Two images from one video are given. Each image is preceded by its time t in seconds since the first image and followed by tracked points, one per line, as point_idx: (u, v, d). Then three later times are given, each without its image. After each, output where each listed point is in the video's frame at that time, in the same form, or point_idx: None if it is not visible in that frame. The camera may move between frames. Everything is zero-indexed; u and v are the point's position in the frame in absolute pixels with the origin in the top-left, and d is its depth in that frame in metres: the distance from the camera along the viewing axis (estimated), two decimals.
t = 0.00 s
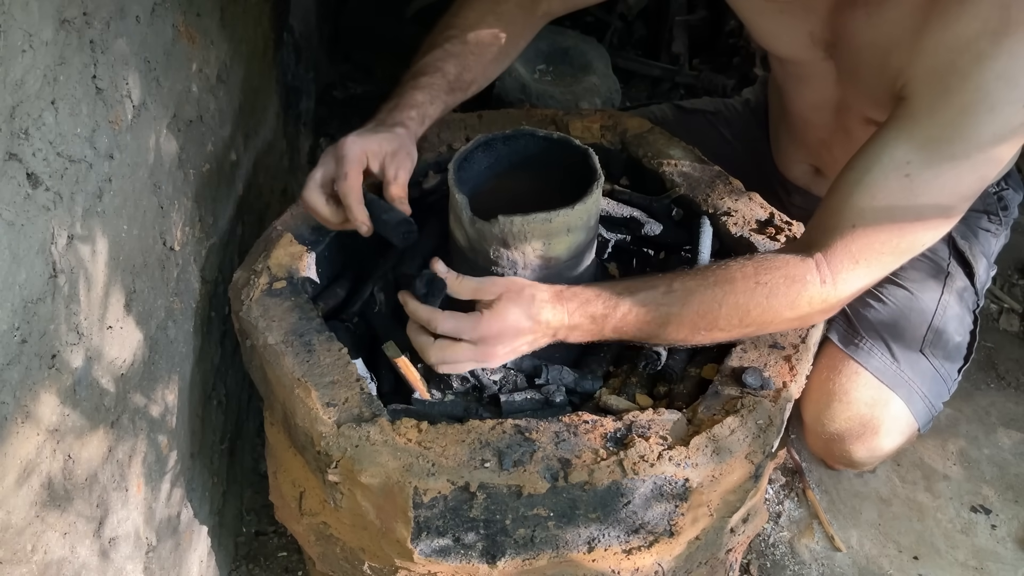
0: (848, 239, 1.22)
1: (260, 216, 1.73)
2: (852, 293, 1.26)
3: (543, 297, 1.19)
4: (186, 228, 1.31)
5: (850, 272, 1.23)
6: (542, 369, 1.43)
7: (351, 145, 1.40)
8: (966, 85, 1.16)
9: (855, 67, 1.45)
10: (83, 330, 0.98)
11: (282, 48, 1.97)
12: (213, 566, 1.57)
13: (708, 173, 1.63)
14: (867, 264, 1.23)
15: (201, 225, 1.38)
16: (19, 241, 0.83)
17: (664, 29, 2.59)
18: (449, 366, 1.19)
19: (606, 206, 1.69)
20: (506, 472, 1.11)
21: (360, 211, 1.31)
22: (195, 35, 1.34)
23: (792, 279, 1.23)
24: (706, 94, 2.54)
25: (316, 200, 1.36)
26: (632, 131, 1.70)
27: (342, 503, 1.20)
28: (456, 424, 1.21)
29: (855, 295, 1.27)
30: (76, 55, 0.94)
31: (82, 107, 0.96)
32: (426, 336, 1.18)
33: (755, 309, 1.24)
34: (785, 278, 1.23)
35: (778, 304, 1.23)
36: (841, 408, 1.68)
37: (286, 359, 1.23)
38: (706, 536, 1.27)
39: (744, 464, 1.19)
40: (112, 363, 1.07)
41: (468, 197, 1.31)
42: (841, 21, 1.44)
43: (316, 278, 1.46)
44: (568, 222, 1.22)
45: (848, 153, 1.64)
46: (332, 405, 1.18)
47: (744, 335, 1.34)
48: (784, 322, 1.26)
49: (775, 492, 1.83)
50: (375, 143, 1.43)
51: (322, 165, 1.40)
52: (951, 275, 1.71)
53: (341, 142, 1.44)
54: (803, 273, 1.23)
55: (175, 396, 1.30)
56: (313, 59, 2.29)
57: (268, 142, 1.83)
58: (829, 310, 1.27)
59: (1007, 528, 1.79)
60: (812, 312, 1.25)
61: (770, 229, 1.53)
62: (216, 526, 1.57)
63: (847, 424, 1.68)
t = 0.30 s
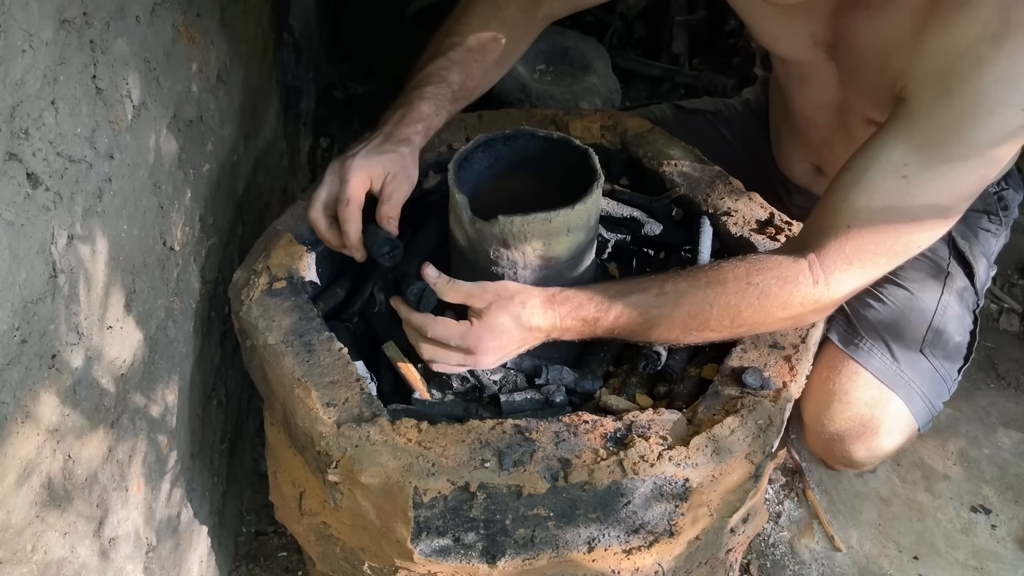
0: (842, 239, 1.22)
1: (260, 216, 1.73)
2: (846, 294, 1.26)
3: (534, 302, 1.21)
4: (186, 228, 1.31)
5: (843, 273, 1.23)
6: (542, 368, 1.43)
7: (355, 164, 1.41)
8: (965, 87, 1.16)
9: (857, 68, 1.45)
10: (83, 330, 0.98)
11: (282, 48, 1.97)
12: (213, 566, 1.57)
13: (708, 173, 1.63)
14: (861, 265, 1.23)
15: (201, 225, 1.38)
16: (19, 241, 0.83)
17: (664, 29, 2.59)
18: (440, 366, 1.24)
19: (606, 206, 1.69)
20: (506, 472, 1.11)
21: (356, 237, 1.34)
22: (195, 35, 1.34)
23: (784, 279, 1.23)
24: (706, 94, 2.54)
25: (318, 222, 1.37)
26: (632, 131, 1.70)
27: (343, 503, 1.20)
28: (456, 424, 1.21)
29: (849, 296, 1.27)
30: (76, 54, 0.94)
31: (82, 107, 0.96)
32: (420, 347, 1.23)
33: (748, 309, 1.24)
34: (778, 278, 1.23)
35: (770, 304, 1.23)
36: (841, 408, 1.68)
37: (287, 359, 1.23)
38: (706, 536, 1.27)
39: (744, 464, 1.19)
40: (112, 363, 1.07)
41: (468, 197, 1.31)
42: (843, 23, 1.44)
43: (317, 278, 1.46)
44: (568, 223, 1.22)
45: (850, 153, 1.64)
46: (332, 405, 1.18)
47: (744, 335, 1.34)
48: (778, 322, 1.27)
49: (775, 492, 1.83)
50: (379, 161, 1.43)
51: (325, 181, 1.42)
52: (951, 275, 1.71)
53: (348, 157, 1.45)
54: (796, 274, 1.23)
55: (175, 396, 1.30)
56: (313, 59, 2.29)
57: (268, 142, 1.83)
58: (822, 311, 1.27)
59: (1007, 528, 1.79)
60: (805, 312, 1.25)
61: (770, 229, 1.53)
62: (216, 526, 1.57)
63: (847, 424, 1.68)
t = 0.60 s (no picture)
0: (841, 240, 1.22)
1: (260, 216, 1.73)
2: (845, 295, 1.26)
3: (534, 305, 1.21)
4: (186, 228, 1.31)
5: (843, 273, 1.23)
6: (542, 369, 1.43)
7: (360, 169, 1.41)
8: (965, 88, 1.16)
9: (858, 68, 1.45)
10: (83, 330, 0.98)
11: (282, 48, 1.97)
12: (213, 566, 1.57)
13: (708, 173, 1.63)
14: (860, 266, 1.23)
15: (201, 225, 1.38)
16: (19, 241, 0.83)
17: (664, 29, 2.59)
18: (440, 371, 1.25)
19: (606, 206, 1.69)
20: (506, 472, 1.11)
21: (360, 245, 1.34)
22: (195, 35, 1.34)
23: (783, 280, 1.23)
24: (706, 94, 2.53)
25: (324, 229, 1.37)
26: (632, 131, 1.70)
27: (343, 503, 1.20)
28: (456, 424, 1.21)
29: (848, 296, 1.27)
30: (75, 54, 0.94)
31: (82, 107, 0.96)
32: (420, 351, 1.23)
33: (748, 310, 1.24)
34: (778, 279, 1.23)
35: (770, 305, 1.23)
36: (841, 408, 1.68)
37: (286, 359, 1.23)
38: (706, 536, 1.27)
39: (744, 464, 1.19)
40: (112, 363, 1.07)
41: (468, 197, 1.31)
42: (843, 23, 1.44)
43: (317, 278, 1.46)
44: (568, 223, 1.22)
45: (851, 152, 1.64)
46: (332, 405, 1.18)
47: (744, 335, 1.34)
48: (777, 322, 1.27)
49: (775, 492, 1.83)
50: (383, 166, 1.43)
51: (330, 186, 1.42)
52: (951, 275, 1.71)
53: (352, 161, 1.44)
54: (795, 275, 1.23)
55: (175, 396, 1.30)
56: (313, 59, 2.29)
57: (268, 142, 1.83)
58: (821, 311, 1.27)
59: (1007, 528, 1.79)
60: (805, 312, 1.25)
61: (770, 229, 1.53)
62: (216, 526, 1.57)
63: (847, 424, 1.68)
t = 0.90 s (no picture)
0: (849, 240, 1.21)
1: (260, 217, 1.73)
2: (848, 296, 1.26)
3: (539, 298, 1.20)
4: (186, 228, 1.31)
5: (849, 273, 1.23)
6: (542, 369, 1.43)
7: (365, 165, 1.41)
8: (972, 88, 1.17)
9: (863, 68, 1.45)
10: (83, 330, 0.98)
11: (282, 48, 1.97)
12: (213, 566, 1.57)
13: (708, 173, 1.63)
14: (867, 267, 1.23)
15: (201, 225, 1.38)
16: (19, 241, 0.83)
17: (664, 29, 2.59)
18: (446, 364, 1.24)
19: (606, 206, 1.69)
20: (506, 472, 1.11)
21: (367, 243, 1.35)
22: (195, 35, 1.34)
23: (791, 280, 1.22)
24: (706, 95, 2.53)
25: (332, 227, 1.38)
26: (632, 131, 1.70)
27: (343, 503, 1.20)
28: (456, 424, 1.21)
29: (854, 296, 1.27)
30: (76, 54, 0.94)
31: (82, 108, 0.96)
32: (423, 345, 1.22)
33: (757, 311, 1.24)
34: (785, 278, 1.23)
35: (777, 304, 1.23)
36: (841, 408, 1.68)
37: (286, 359, 1.23)
38: (706, 536, 1.27)
39: (744, 464, 1.19)
40: (112, 363, 1.07)
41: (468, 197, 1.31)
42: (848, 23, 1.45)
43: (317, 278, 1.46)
44: (568, 223, 1.22)
45: (854, 152, 1.64)
46: (332, 405, 1.18)
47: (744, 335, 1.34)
48: (784, 322, 1.26)
49: (775, 492, 1.83)
50: (388, 163, 1.43)
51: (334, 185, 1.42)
52: (950, 275, 1.71)
53: (356, 158, 1.44)
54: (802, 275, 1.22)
55: (175, 396, 1.30)
56: (313, 59, 2.29)
57: (268, 142, 1.83)
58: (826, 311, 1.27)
59: (1007, 528, 1.79)
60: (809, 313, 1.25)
61: (770, 230, 1.53)
62: (216, 526, 1.57)
63: (846, 424, 1.68)
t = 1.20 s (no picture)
0: (910, 238, 1.17)
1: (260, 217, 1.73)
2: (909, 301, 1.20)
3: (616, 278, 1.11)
4: (186, 228, 1.31)
5: (911, 275, 1.17)
6: (542, 369, 1.44)
7: (449, 146, 1.21)
8: None
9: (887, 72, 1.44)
10: (83, 330, 0.98)
11: (282, 48, 1.97)
12: (213, 565, 1.57)
13: (708, 173, 1.63)
14: (923, 269, 1.18)
15: (201, 225, 1.38)
16: (19, 241, 0.83)
17: (664, 29, 2.59)
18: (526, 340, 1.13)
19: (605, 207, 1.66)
20: (506, 472, 1.11)
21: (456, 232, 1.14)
22: (195, 35, 1.34)
23: (857, 275, 1.16)
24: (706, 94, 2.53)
25: (409, 215, 1.17)
26: (632, 131, 1.70)
27: (343, 503, 1.20)
28: (456, 424, 1.21)
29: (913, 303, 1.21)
30: (76, 54, 0.94)
31: (82, 107, 0.96)
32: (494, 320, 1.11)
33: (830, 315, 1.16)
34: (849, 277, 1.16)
35: (839, 305, 1.16)
36: (842, 407, 1.68)
37: (286, 359, 1.23)
38: (706, 536, 1.27)
39: (744, 464, 1.19)
40: (112, 363, 1.07)
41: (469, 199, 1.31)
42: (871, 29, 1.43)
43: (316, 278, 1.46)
44: (567, 223, 1.22)
45: (860, 151, 1.65)
46: (332, 404, 1.18)
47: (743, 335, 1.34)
48: (838, 327, 1.19)
49: (775, 492, 1.83)
50: (468, 141, 1.22)
51: (403, 167, 1.19)
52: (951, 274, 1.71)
53: (430, 136, 1.23)
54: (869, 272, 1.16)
55: (175, 396, 1.30)
56: (313, 59, 2.29)
57: (268, 142, 1.83)
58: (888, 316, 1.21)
59: (1007, 528, 1.79)
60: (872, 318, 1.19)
61: (770, 230, 1.53)
62: (216, 526, 1.57)
63: (848, 422, 1.68)
